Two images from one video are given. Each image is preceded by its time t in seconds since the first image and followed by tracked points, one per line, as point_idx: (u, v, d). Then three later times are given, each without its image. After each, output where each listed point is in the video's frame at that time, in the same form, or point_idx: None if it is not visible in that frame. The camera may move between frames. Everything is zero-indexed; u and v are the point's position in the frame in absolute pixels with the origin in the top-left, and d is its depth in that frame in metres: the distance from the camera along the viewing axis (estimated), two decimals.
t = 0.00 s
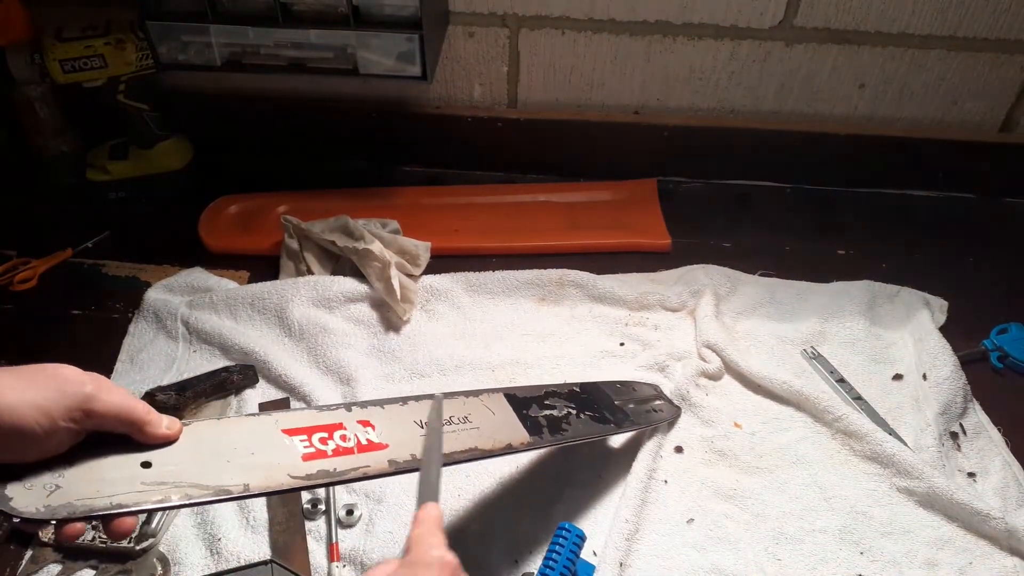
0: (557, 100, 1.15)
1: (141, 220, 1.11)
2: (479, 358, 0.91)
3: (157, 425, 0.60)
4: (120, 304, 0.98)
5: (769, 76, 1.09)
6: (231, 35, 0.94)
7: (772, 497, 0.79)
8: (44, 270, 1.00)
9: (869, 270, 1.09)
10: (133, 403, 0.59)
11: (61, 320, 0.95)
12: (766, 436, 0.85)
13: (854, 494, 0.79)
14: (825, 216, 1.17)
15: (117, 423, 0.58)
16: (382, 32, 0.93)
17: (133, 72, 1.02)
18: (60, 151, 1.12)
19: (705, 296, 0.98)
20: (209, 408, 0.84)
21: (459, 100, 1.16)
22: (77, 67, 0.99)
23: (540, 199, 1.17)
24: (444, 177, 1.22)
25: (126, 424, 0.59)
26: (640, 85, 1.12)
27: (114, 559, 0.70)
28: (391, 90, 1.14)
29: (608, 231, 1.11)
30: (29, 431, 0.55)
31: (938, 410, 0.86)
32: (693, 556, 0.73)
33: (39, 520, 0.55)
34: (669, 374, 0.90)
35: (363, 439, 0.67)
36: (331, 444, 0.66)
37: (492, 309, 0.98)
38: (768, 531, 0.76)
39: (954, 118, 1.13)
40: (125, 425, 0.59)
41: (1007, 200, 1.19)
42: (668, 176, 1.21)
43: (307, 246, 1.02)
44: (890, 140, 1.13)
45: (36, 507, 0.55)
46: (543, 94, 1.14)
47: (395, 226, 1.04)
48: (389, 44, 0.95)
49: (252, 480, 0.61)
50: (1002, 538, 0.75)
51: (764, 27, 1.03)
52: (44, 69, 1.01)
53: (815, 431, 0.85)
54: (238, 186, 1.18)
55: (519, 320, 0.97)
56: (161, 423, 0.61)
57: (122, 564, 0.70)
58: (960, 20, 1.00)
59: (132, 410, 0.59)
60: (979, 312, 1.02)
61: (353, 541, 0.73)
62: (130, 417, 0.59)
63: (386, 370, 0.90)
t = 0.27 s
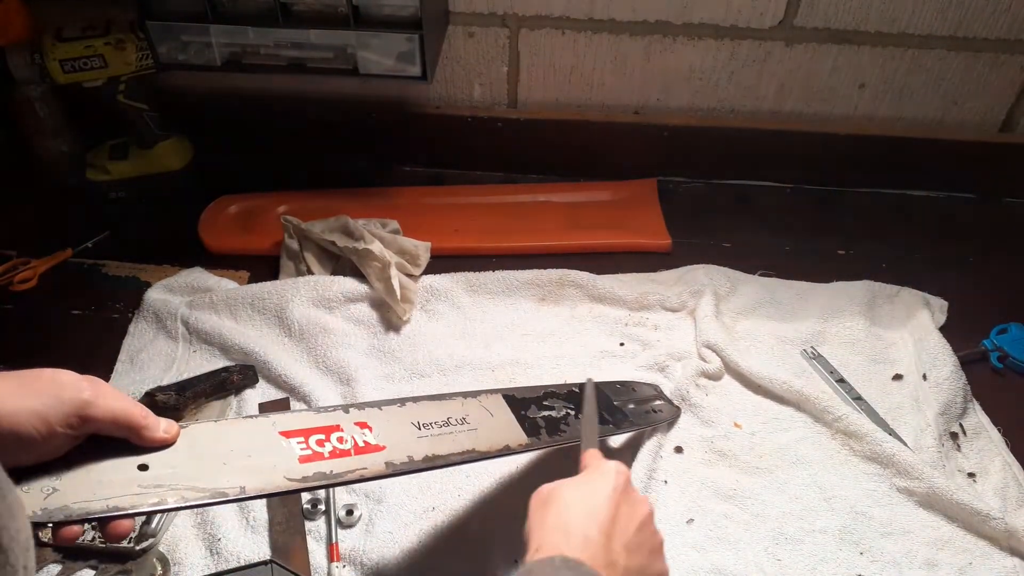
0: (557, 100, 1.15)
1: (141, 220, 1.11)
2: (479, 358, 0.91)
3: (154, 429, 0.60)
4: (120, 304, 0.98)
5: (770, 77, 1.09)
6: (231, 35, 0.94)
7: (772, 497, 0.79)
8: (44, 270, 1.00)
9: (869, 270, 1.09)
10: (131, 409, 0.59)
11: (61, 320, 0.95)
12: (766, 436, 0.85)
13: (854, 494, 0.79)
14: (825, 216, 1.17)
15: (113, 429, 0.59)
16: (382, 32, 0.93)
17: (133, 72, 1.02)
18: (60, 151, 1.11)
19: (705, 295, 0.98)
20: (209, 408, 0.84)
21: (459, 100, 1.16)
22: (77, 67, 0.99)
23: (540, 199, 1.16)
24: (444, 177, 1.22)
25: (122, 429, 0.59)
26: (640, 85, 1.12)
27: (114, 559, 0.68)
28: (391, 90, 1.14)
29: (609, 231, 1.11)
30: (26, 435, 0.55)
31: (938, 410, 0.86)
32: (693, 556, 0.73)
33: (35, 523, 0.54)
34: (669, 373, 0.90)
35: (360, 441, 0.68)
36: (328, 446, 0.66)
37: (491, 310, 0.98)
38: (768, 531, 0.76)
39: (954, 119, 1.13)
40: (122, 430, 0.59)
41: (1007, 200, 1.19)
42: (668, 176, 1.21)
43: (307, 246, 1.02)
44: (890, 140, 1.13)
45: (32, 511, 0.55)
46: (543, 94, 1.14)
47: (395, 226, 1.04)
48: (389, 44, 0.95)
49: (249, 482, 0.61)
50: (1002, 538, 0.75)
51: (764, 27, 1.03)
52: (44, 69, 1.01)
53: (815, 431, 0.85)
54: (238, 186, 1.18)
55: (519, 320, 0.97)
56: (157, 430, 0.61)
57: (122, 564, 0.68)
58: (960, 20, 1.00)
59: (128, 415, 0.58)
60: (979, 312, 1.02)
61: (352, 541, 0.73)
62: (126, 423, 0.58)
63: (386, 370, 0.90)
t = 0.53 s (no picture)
0: (557, 100, 1.15)
1: (141, 220, 1.11)
2: (479, 358, 0.91)
3: (155, 424, 0.60)
4: (120, 304, 0.98)
5: (770, 77, 1.09)
6: (231, 35, 0.94)
7: (772, 497, 0.79)
8: (44, 270, 1.00)
9: (869, 270, 1.09)
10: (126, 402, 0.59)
11: (61, 320, 0.95)
12: (766, 435, 0.85)
13: (854, 493, 0.79)
14: (825, 216, 1.17)
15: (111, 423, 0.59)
16: (382, 32, 0.93)
17: (133, 72, 1.02)
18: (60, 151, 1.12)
19: (705, 295, 0.98)
20: (209, 407, 0.84)
21: (459, 100, 1.16)
22: (77, 67, 0.99)
23: (540, 198, 1.17)
24: (444, 177, 1.22)
25: (120, 424, 0.59)
26: (640, 85, 1.12)
27: (114, 558, 0.68)
28: (391, 90, 1.14)
29: (609, 230, 1.11)
30: (27, 431, 0.56)
31: (938, 410, 0.86)
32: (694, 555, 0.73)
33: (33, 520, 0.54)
34: (669, 372, 0.90)
35: (359, 438, 0.67)
36: (328, 444, 0.66)
37: (491, 309, 0.98)
38: (768, 530, 0.76)
39: (953, 118, 1.13)
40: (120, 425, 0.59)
41: (1007, 200, 1.19)
42: (668, 176, 1.21)
43: (307, 245, 1.02)
44: (890, 140, 1.13)
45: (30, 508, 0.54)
46: (543, 94, 1.14)
47: (395, 225, 1.04)
48: (389, 44, 0.95)
49: (248, 480, 0.61)
50: (1002, 537, 0.75)
51: (764, 27, 1.03)
52: (44, 69, 1.01)
53: (815, 431, 0.85)
54: (238, 185, 1.18)
55: (519, 320, 0.97)
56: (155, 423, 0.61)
57: (122, 564, 0.68)
58: (960, 20, 1.00)
59: (124, 409, 0.59)
60: (979, 311, 1.02)
61: (353, 541, 0.73)
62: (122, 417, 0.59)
63: (386, 370, 0.90)
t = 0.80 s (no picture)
0: (557, 100, 1.15)
1: (141, 220, 1.11)
2: (479, 358, 0.91)
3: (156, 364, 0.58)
4: (120, 304, 0.98)
5: (770, 76, 1.09)
6: (231, 35, 0.94)
7: (772, 497, 0.79)
8: (44, 270, 1.00)
9: (869, 270, 1.09)
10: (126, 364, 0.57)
11: (61, 320, 0.95)
12: (767, 435, 0.85)
13: (854, 493, 0.79)
14: (825, 216, 1.17)
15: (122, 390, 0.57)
16: (382, 32, 0.93)
17: (133, 72, 1.02)
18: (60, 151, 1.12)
19: (705, 295, 0.98)
20: (209, 408, 0.83)
21: (459, 101, 1.16)
22: (77, 67, 0.99)
23: (539, 199, 1.17)
24: (444, 177, 1.22)
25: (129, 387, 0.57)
26: (640, 85, 1.12)
27: (114, 559, 0.68)
28: (391, 90, 1.14)
29: (609, 231, 1.11)
30: (39, 434, 0.53)
31: (938, 410, 0.86)
32: (693, 555, 0.73)
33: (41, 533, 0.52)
34: (669, 373, 0.90)
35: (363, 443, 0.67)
36: (332, 450, 0.66)
37: (491, 309, 0.98)
38: (769, 530, 0.76)
39: (953, 118, 1.13)
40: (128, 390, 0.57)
41: (1007, 200, 1.19)
42: (668, 176, 1.21)
43: (307, 245, 1.02)
44: (891, 140, 1.13)
45: (38, 521, 0.53)
46: (543, 94, 1.14)
47: (395, 226, 1.04)
48: (389, 44, 0.95)
49: (252, 489, 0.61)
50: (1002, 537, 0.75)
51: (764, 27, 1.03)
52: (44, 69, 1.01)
53: (815, 431, 0.85)
54: (238, 185, 1.18)
55: (519, 320, 0.97)
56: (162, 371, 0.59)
57: (122, 564, 0.68)
58: (960, 20, 1.00)
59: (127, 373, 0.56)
60: (979, 311, 1.02)
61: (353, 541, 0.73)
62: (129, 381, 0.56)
63: (386, 370, 0.90)
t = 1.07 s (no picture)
0: (557, 100, 1.15)
1: (141, 220, 1.11)
2: (479, 358, 0.91)
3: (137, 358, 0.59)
4: (120, 304, 0.98)
5: (770, 77, 1.09)
6: (231, 35, 0.94)
7: (772, 497, 0.79)
8: (44, 270, 1.00)
9: (869, 270, 1.09)
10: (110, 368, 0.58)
11: (61, 320, 0.95)
12: (767, 436, 0.85)
13: (854, 493, 0.79)
14: (825, 216, 1.17)
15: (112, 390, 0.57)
16: (382, 32, 0.93)
17: (133, 72, 1.02)
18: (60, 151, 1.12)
19: (705, 295, 0.98)
20: (209, 408, 0.84)
21: (459, 101, 1.16)
22: (77, 67, 0.99)
23: (539, 199, 1.17)
24: (444, 177, 1.22)
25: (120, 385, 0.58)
26: (640, 85, 1.12)
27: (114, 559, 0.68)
28: (390, 90, 1.14)
29: (609, 231, 1.11)
30: (45, 442, 0.52)
31: (938, 410, 0.86)
32: (693, 555, 0.73)
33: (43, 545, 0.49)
34: (669, 373, 0.90)
35: (366, 449, 0.65)
36: (335, 456, 0.63)
37: (491, 310, 0.98)
38: (769, 530, 0.76)
39: (953, 119, 1.13)
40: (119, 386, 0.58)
41: (1007, 200, 1.19)
42: (668, 176, 1.21)
43: (307, 246, 1.02)
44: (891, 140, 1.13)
45: (40, 533, 0.49)
46: (543, 94, 1.14)
47: (395, 226, 1.04)
48: (388, 44, 0.95)
49: (257, 496, 0.58)
50: (1002, 538, 0.75)
51: (764, 27, 1.03)
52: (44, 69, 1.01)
53: (815, 431, 0.85)
54: (238, 186, 1.18)
55: (519, 320, 0.97)
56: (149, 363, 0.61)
57: (122, 564, 0.67)
58: (960, 20, 1.00)
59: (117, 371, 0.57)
60: (979, 311, 1.02)
61: (352, 541, 0.73)
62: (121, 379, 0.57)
63: (386, 370, 0.90)
